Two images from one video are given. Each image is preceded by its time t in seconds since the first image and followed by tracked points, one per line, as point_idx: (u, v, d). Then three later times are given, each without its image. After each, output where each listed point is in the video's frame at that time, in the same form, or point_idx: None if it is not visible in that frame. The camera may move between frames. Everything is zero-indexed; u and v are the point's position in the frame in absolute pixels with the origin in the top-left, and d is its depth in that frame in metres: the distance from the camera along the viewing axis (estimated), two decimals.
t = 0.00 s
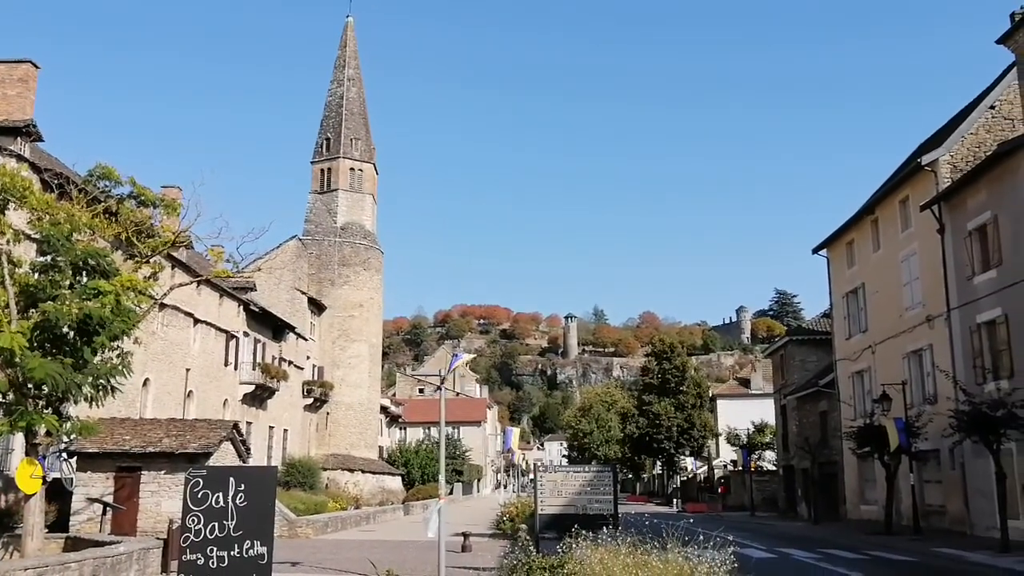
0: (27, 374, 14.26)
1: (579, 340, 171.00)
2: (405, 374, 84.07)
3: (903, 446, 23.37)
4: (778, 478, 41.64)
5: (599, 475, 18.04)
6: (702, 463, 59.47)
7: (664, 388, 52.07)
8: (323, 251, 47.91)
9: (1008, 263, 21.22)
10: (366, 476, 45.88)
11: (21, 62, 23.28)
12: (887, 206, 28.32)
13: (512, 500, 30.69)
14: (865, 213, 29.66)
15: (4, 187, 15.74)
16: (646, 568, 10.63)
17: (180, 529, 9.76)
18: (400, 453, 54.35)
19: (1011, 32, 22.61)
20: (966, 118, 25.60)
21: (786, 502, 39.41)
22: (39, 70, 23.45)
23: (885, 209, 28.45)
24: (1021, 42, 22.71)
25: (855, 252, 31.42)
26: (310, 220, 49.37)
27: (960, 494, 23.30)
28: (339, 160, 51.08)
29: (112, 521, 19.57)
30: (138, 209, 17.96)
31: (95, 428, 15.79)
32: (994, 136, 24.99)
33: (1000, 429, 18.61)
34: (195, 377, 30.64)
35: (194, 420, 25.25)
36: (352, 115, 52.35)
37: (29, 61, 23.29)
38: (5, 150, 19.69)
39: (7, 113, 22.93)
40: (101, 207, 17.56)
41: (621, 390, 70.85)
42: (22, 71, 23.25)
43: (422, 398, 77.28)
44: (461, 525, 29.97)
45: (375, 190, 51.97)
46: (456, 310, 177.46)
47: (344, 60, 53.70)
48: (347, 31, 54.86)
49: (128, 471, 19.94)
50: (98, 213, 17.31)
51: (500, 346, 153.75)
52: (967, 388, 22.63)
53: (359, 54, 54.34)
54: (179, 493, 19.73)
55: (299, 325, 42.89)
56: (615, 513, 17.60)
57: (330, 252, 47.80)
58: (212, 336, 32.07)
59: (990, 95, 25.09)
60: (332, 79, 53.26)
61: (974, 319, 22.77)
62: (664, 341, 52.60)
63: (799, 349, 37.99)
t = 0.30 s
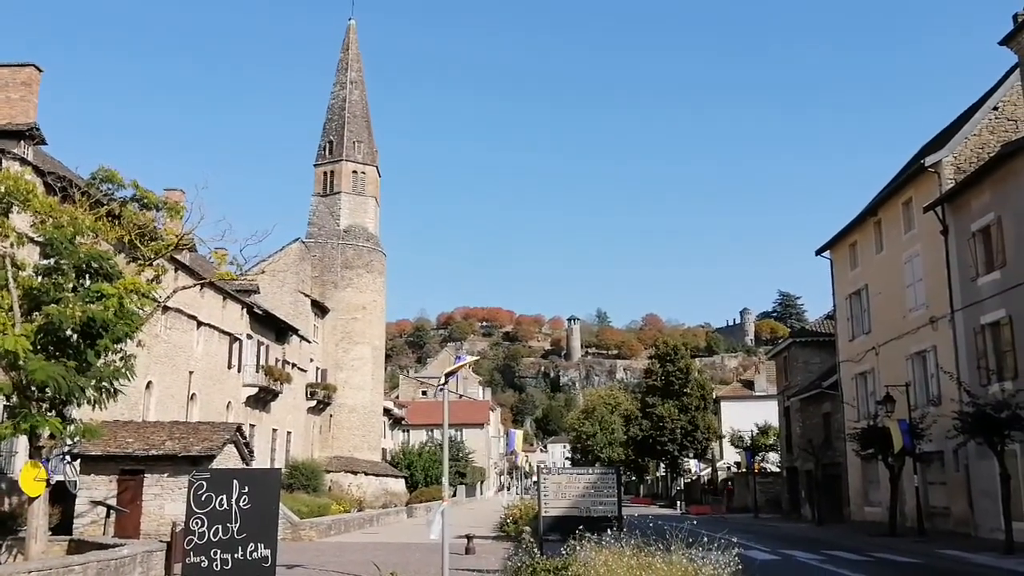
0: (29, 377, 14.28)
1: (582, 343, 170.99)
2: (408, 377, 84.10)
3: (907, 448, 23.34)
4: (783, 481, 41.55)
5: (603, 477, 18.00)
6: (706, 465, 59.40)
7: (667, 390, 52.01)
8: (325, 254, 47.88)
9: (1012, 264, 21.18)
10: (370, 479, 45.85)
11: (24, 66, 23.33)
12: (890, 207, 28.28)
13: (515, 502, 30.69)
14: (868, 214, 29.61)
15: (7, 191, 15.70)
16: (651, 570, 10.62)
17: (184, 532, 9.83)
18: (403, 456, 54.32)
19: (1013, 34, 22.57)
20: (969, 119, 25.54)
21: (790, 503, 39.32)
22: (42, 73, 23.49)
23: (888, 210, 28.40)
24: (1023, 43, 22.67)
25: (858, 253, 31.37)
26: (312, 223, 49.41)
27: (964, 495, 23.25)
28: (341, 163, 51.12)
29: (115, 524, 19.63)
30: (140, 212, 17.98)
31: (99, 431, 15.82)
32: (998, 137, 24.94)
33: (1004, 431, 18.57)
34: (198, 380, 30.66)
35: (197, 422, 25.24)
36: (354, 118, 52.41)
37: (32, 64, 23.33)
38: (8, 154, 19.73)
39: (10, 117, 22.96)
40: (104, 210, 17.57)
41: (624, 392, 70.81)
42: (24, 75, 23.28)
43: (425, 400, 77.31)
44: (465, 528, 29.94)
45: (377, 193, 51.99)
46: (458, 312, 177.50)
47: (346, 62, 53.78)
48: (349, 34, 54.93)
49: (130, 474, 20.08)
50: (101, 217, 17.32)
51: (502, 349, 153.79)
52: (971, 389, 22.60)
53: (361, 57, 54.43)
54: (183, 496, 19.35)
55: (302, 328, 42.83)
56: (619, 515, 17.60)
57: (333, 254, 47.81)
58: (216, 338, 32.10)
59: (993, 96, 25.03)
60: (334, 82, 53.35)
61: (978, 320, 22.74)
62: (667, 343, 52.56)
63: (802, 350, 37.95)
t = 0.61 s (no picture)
0: (52, 380, 14.38)
1: (602, 347, 170.69)
2: (427, 381, 84.17)
3: (931, 452, 23.12)
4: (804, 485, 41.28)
5: (624, 482, 17.90)
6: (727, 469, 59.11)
7: (688, 395, 51.81)
8: (345, 258, 48.06)
9: None
10: (390, 483, 45.92)
11: (48, 73, 23.56)
12: (913, 210, 28.05)
13: (535, 506, 30.63)
14: (890, 217, 29.38)
15: (31, 197, 15.78)
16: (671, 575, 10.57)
17: (206, 535, 9.79)
18: (423, 460, 54.40)
19: None
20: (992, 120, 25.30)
21: (811, 508, 39.05)
22: (65, 80, 23.70)
23: (911, 213, 28.18)
24: None
25: (880, 256, 31.14)
26: (332, 227, 49.60)
27: (989, 500, 22.99)
28: (361, 167, 51.29)
29: (138, 527, 19.70)
30: (162, 217, 18.10)
31: (121, 435, 15.94)
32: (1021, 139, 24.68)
33: None
34: (219, 384, 30.84)
35: (218, 426, 25.38)
36: (374, 123, 52.63)
37: (55, 71, 23.56)
38: (32, 160, 19.93)
39: (34, 123, 23.17)
40: (127, 215, 17.70)
41: (645, 396, 70.57)
42: (48, 82, 23.51)
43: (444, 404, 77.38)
44: (485, 532, 29.90)
45: (397, 197, 52.12)
46: (477, 316, 177.55)
47: (366, 68, 54.04)
48: (368, 39, 55.18)
49: (153, 477, 20.06)
50: (123, 222, 17.45)
51: (522, 353, 153.73)
52: (995, 393, 22.35)
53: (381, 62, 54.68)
54: (204, 500, 19.74)
55: (323, 332, 42.92)
56: (640, 519, 17.52)
57: (352, 259, 47.96)
58: (237, 342, 32.28)
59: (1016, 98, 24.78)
60: (353, 87, 53.62)
61: (1002, 323, 22.50)
62: (688, 346, 52.37)
63: (823, 354, 37.72)
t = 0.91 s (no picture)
0: (95, 387, 14.58)
1: (639, 356, 170.02)
2: (464, 390, 84.25)
3: (976, 462, 22.67)
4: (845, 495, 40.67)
5: (662, 492, 17.89)
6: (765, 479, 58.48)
7: (726, 404, 51.35)
8: (382, 267, 48.29)
9: None
10: (427, 491, 45.96)
11: (91, 86, 23.97)
12: (955, 216, 27.60)
13: (572, 515, 30.51)
14: (932, 223, 28.93)
15: (74, 209, 16.01)
16: None
17: (245, 543, 9.80)
18: (460, 468, 54.41)
19: None
20: None
21: (853, 519, 38.48)
22: (108, 93, 24.10)
23: (954, 219, 27.73)
24: None
25: (921, 263, 30.68)
26: (368, 237, 49.90)
27: None
28: (397, 177, 51.56)
29: (179, 534, 19.86)
30: (203, 228, 18.30)
31: (162, 443, 16.11)
32: None
33: None
34: (258, 393, 31.11)
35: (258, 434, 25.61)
36: (409, 133, 52.96)
37: (98, 85, 23.97)
38: (76, 173, 20.30)
39: (77, 137, 23.57)
40: (168, 226, 17.91)
41: (682, 405, 70.07)
42: (91, 95, 23.93)
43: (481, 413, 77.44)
44: (522, 542, 29.82)
45: (432, 207, 52.31)
46: (513, 325, 177.54)
47: (401, 78, 54.43)
48: (404, 50, 55.60)
49: (193, 486, 20.30)
50: (164, 232, 17.66)
51: (558, 361, 153.50)
52: None
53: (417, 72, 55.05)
54: (243, 508, 19.82)
55: (360, 341, 43.11)
56: (679, 529, 17.38)
57: (388, 268, 48.19)
58: (276, 351, 32.57)
59: None
60: (389, 98, 54.05)
61: None
62: (726, 355, 51.92)
63: (863, 362, 37.24)
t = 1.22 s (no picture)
0: (147, 399, 14.85)
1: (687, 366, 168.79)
2: (510, 400, 84.31)
3: None
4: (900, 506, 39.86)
5: (711, 503, 18.15)
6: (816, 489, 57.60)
7: (776, 413, 50.71)
8: (427, 278, 48.50)
9: None
10: (474, 501, 45.95)
11: (143, 103, 24.46)
12: (1010, 222, 26.99)
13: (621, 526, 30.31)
14: (986, 228, 28.32)
15: (127, 224, 16.33)
16: None
17: (296, 553, 9.96)
18: (507, 479, 54.35)
19: None
20: None
21: (907, 531, 37.73)
22: (159, 110, 24.57)
23: (1008, 224, 27.12)
24: None
25: (976, 269, 30.05)
26: (414, 248, 50.20)
27: None
28: (442, 189, 51.85)
29: (229, 544, 20.08)
30: (253, 241, 18.55)
31: (213, 453, 16.32)
32: None
33: None
34: (307, 403, 31.41)
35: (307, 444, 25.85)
36: (454, 144, 53.29)
37: (150, 101, 24.46)
38: (129, 188, 20.76)
39: (130, 152, 24.06)
40: (218, 239, 18.19)
41: (731, 415, 69.38)
42: (143, 112, 24.42)
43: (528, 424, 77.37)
44: (570, 552, 29.69)
45: (477, 217, 52.47)
46: (558, 335, 177.43)
47: (446, 90, 54.83)
48: (449, 62, 56.02)
49: (244, 495, 20.48)
50: (215, 246, 17.96)
51: (605, 371, 152.90)
52: None
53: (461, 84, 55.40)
54: (293, 517, 20.04)
55: (406, 351, 43.40)
56: (728, 541, 17.73)
57: (434, 278, 48.39)
58: (324, 361, 32.88)
59: None
60: (434, 110, 54.51)
61: None
62: (775, 364, 51.32)
63: (917, 371, 36.57)
